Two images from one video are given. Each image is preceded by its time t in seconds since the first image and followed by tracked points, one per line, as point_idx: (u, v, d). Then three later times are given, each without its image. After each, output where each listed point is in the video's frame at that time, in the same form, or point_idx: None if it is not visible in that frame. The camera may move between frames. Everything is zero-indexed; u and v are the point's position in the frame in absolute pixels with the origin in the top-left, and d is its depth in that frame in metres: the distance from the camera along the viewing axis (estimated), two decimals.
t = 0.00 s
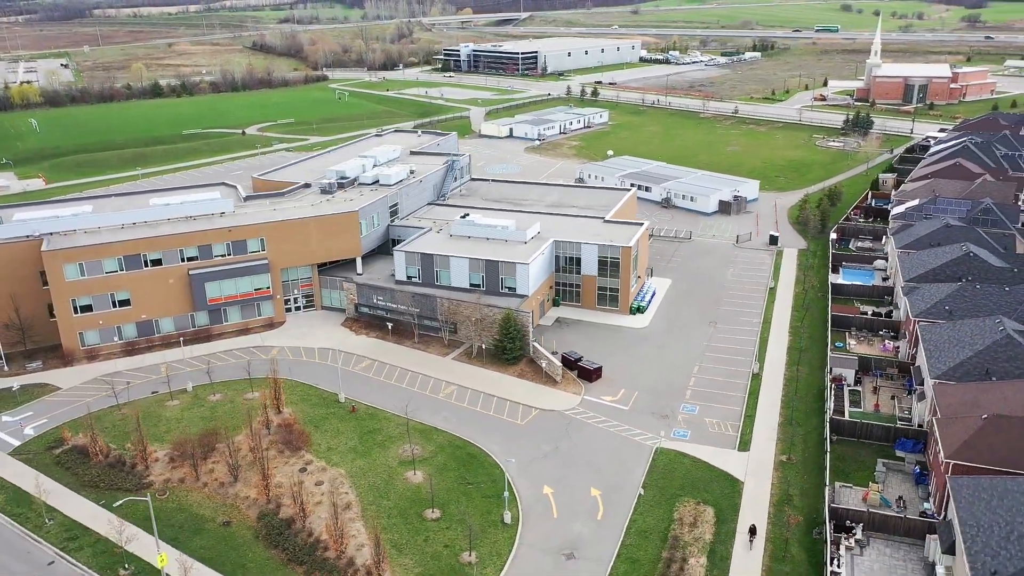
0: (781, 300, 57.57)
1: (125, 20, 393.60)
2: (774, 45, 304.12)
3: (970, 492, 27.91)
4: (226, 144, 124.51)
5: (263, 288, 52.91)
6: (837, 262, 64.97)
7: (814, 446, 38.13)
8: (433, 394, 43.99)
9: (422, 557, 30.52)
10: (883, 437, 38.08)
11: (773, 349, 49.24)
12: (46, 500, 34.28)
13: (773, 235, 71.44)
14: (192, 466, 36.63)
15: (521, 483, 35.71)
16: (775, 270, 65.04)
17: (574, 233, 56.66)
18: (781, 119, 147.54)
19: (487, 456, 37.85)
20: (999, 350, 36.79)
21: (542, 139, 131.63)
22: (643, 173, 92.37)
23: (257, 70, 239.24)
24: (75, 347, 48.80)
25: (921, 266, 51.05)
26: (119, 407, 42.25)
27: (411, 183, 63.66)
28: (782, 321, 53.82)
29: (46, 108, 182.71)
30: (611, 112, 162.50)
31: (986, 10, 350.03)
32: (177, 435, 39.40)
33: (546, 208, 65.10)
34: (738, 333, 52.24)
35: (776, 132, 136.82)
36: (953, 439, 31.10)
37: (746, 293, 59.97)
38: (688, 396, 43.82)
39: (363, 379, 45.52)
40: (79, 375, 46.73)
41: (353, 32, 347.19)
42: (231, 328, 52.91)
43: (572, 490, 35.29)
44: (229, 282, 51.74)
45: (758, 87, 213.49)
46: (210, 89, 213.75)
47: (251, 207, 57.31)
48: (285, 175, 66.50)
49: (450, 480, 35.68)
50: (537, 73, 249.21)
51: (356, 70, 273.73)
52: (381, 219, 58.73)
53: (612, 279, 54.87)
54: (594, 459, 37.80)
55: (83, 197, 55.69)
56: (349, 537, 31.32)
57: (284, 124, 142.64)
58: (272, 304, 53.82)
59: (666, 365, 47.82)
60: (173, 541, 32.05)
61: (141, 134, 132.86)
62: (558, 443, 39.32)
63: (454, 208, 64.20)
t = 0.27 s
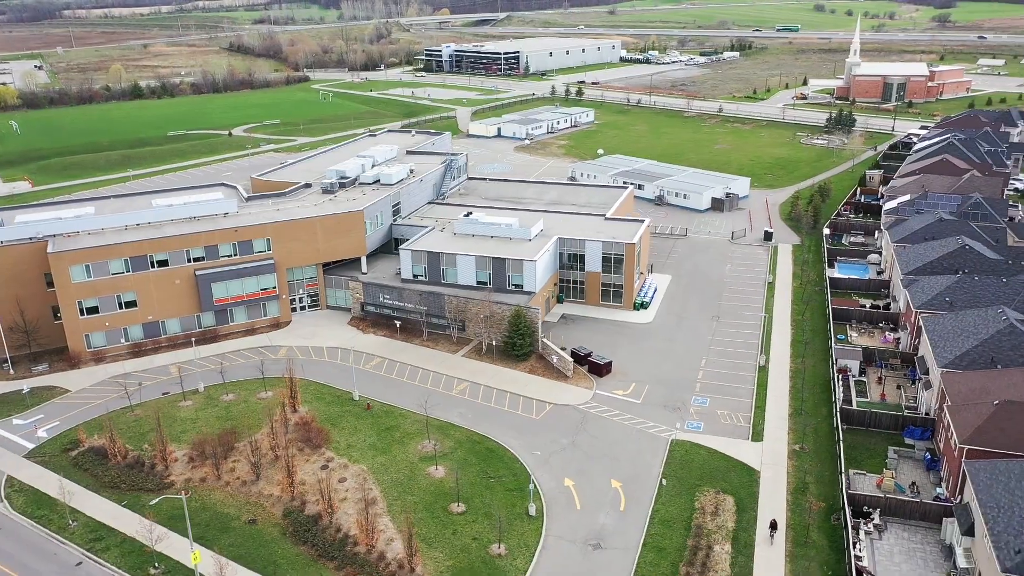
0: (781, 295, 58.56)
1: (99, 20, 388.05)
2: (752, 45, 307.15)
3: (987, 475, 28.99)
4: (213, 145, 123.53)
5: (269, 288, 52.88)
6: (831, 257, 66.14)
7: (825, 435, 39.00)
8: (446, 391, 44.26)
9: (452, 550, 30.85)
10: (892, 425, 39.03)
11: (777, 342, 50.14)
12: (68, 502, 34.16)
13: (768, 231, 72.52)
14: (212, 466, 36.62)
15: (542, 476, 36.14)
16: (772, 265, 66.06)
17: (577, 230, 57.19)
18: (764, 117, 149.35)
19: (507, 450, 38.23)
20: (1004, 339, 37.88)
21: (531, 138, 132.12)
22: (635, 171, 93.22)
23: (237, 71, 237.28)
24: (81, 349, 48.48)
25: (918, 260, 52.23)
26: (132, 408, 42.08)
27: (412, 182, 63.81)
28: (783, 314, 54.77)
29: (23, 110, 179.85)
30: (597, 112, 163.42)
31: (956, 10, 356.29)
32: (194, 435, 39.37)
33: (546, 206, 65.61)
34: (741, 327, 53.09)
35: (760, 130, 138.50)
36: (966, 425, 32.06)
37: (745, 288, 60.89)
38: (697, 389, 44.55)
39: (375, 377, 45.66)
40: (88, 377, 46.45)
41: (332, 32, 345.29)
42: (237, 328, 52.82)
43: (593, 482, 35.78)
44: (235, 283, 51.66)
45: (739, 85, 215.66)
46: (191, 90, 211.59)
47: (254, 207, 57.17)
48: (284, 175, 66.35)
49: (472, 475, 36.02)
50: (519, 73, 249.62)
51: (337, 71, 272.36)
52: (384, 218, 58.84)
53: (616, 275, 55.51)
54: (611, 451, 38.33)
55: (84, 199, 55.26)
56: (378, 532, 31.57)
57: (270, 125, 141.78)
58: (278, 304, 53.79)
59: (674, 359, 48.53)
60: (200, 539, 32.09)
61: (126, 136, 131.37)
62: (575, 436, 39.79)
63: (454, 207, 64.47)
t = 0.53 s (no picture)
0: (780, 289, 59.53)
1: (73, 21, 382.34)
2: (731, 45, 309.99)
3: (1004, 458, 29.99)
4: (200, 146, 122.47)
5: (276, 288, 52.87)
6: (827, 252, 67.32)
7: (835, 425, 39.87)
8: (459, 387, 44.57)
9: (482, 543, 31.22)
10: (900, 415, 39.98)
11: (781, 335, 51.05)
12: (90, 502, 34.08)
13: (762, 227, 73.60)
14: (232, 465, 36.64)
15: (563, 469, 36.60)
16: (768, 260, 67.09)
17: (580, 228, 57.76)
18: (749, 116, 151.01)
19: (525, 444, 38.65)
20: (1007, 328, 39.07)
21: (519, 138, 132.57)
22: (628, 170, 94.05)
23: (218, 72, 235.22)
24: (88, 351, 48.17)
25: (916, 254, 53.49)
26: (146, 409, 41.97)
27: (412, 182, 63.96)
28: (784, 308, 55.74)
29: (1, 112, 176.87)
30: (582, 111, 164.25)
31: (928, 10, 362.02)
32: (211, 435, 39.34)
33: (546, 204, 66.12)
34: (744, 321, 53.97)
35: (746, 128, 140.05)
36: (979, 412, 33.07)
37: (744, 283, 61.82)
38: (707, 382, 45.29)
39: (387, 375, 45.87)
40: (97, 379, 46.17)
41: (312, 33, 343.26)
42: (243, 328, 52.72)
43: (614, 475, 36.29)
44: (242, 283, 51.61)
45: (720, 85, 217.63)
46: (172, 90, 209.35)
47: (256, 207, 57.03)
48: (283, 176, 66.25)
49: (494, 469, 36.38)
50: (502, 73, 250.00)
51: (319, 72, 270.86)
52: (387, 217, 58.96)
53: (620, 272, 56.14)
54: (628, 444, 38.88)
55: (85, 200, 54.82)
56: (406, 526, 31.86)
57: (257, 126, 140.87)
58: (284, 304, 53.77)
59: (680, 354, 49.25)
60: (227, 537, 32.12)
61: (110, 138, 129.87)
62: (591, 430, 40.28)
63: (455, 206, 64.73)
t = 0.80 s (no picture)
0: (779, 284, 60.52)
1: (46, 22, 376.55)
2: (710, 44, 312.69)
3: (1017, 444, 30.98)
4: (187, 147, 121.42)
5: (283, 288, 52.83)
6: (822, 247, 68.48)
7: (845, 415, 40.74)
8: (473, 384, 44.91)
9: (510, 535, 31.63)
10: (907, 404, 40.94)
11: (784, 329, 51.96)
12: (113, 503, 34.01)
13: (757, 224, 74.68)
14: (253, 463, 36.72)
15: (583, 462, 37.07)
16: (765, 256, 68.13)
17: (583, 226, 58.31)
18: (733, 115, 152.70)
19: (543, 439, 39.10)
20: (1010, 318, 40.26)
21: (508, 137, 133.06)
22: (620, 168, 94.86)
23: (198, 73, 233.03)
24: (95, 353, 47.88)
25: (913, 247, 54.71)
26: (161, 410, 41.89)
27: (413, 181, 64.12)
28: (785, 302, 56.71)
29: None
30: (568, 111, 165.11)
31: (901, 9, 367.82)
32: (228, 435, 39.34)
33: (546, 202, 66.65)
34: (747, 315, 54.84)
35: (731, 127, 141.72)
36: (989, 399, 34.07)
37: (743, 278, 62.76)
38: (716, 375, 46.02)
39: (400, 373, 46.09)
40: (107, 381, 45.91)
41: (292, 33, 341.10)
42: (251, 329, 52.64)
43: (633, 467, 36.85)
44: (250, 283, 51.53)
45: (702, 84, 219.60)
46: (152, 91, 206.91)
47: (260, 207, 56.92)
48: (282, 176, 66.10)
49: (514, 463, 36.79)
50: (485, 73, 250.23)
51: (300, 72, 269.32)
52: (391, 217, 59.07)
53: (623, 268, 56.80)
54: (644, 437, 39.45)
55: (87, 202, 54.41)
56: (434, 520, 32.17)
57: (243, 127, 139.97)
58: (290, 304, 53.74)
59: (688, 348, 49.99)
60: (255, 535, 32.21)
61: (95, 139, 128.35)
62: (606, 423, 40.80)
63: (456, 205, 65.03)
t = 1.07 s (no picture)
0: (778, 279, 61.52)
1: (19, 22, 370.39)
2: (690, 44, 315.08)
3: None
4: (175, 149, 120.42)
5: (291, 288, 52.81)
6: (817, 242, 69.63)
7: (854, 405, 41.65)
8: (486, 380, 45.27)
9: (538, 527, 32.05)
10: (913, 393, 41.89)
11: (787, 322, 52.87)
12: (139, 503, 33.96)
13: (751, 221, 75.73)
14: (275, 462, 36.80)
15: (602, 455, 37.57)
16: (762, 251, 69.14)
17: (586, 223, 58.85)
18: (718, 113, 154.27)
19: (561, 433, 39.56)
20: (1011, 309, 41.43)
21: (497, 137, 133.45)
22: (613, 167, 95.62)
23: (178, 74, 230.68)
24: (104, 355, 47.60)
25: (910, 241, 55.88)
26: (176, 410, 41.82)
27: (415, 181, 64.27)
28: (786, 297, 57.66)
29: None
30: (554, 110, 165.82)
31: (873, 10, 372.90)
32: (247, 434, 39.37)
33: (547, 200, 67.16)
34: (750, 309, 55.71)
35: (717, 126, 143.15)
36: (999, 387, 35.09)
37: (742, 273, 63.68)
38: (724, 369, 46.77)
39: (412, 371, 46.33)
40: (117, 383, 45.68)
41: (271, 34, 338.75)
42: (258, 329, 52.57)
43: (651, 458, 37.41)
44: (257, 283, 51.47)
45: (684, 83, 221.41)
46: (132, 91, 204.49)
47: (265, 207, 56.83)
48: (282, 176, 65.96)
49: (535, 457, 37.21)
50: (468, 74, 250.24)
51: (281, 73, 267.60)
52: (395, 216, 59.19)
53: (627, 265, 57.45)
54: (660, 429, 40.04)
55: (90, 204, 54.02)
56: (463, 514, 32.49)
57: (230, 128, 139.02)
58: (297, 304, 53.72)
59: (695, 342, 50.74)
60: (284, 532, 32.33)
61: (80, 141, 126.83)
62: (622, 417, 41.35)
63: (458, 204, 65.30)
